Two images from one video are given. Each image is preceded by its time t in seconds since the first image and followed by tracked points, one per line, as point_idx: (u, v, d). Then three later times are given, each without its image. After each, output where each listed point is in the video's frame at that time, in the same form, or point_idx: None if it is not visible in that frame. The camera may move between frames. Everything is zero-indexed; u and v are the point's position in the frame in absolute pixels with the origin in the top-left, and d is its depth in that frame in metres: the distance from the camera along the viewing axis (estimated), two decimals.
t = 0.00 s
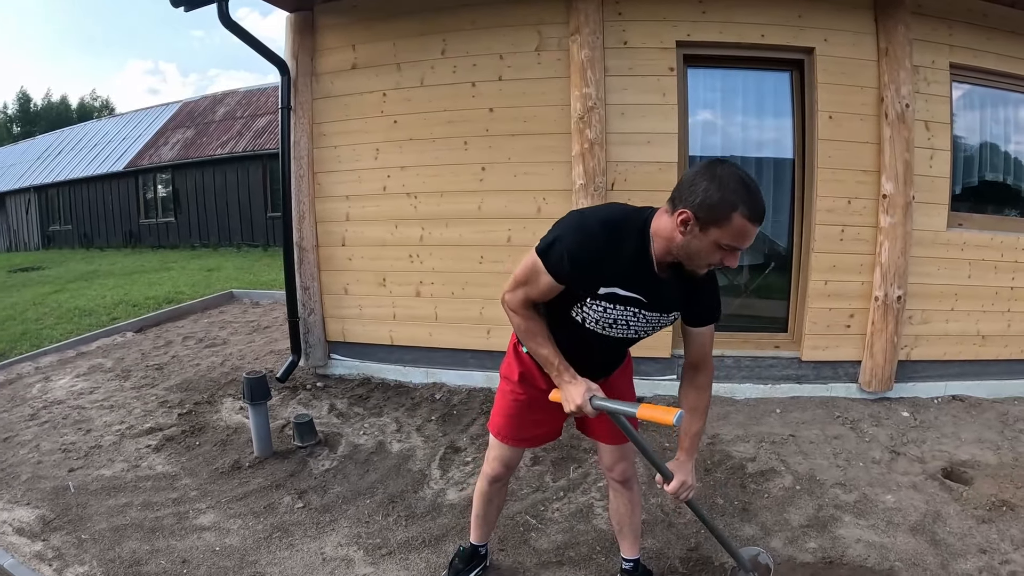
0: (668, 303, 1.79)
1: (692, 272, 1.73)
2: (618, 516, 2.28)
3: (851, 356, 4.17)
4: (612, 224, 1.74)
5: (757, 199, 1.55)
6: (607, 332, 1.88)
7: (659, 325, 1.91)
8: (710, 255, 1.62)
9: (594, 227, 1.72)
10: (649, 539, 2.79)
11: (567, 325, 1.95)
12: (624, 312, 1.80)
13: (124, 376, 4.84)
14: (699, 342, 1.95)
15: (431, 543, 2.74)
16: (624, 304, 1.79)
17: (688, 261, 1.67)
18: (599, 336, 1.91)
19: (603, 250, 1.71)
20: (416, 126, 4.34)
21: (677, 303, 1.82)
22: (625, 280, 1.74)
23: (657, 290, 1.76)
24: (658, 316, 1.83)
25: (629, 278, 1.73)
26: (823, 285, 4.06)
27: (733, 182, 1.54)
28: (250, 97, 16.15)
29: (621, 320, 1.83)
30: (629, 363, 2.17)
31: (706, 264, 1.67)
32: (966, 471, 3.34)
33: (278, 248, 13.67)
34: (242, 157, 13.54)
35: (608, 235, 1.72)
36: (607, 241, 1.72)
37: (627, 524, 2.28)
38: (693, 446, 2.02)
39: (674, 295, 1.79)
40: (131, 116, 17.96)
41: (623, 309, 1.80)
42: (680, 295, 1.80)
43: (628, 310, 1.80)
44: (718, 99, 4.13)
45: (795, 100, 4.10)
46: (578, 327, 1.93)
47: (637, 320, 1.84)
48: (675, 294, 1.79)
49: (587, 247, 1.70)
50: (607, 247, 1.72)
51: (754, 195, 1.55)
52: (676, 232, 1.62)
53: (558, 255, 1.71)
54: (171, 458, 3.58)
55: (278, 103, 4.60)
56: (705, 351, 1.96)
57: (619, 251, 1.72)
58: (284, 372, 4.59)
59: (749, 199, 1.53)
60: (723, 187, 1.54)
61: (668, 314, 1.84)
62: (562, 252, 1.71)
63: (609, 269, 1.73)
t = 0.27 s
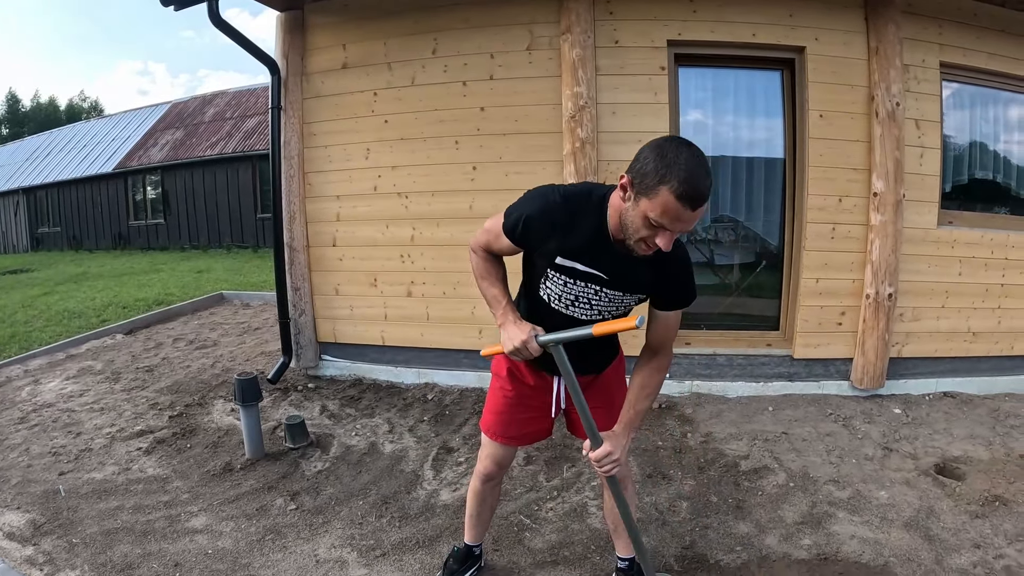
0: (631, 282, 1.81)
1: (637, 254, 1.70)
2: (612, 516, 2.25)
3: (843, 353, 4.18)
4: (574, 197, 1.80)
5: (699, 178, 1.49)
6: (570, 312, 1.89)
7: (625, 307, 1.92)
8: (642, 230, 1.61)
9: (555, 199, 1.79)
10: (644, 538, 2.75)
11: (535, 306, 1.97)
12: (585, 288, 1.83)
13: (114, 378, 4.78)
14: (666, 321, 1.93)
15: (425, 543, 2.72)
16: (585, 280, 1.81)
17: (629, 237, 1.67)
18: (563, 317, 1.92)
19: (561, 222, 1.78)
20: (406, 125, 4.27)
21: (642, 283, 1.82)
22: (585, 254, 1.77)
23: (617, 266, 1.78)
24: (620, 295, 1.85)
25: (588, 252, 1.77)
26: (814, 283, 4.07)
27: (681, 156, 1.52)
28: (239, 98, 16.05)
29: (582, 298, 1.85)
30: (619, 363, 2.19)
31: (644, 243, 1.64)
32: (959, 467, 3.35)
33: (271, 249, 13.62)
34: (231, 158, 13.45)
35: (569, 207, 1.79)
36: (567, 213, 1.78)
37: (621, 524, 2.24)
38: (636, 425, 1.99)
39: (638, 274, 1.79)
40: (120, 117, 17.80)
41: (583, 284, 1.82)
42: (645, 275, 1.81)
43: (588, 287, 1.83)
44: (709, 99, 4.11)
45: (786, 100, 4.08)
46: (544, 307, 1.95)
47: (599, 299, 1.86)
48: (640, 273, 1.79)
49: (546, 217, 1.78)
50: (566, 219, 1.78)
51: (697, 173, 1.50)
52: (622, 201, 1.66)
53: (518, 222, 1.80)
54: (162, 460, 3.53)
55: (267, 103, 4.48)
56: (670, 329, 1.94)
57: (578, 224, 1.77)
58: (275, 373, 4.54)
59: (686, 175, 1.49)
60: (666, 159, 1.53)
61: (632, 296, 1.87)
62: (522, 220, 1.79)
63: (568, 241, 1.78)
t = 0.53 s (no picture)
0: (588, 289, 1.78)
1: (592, 263, 1.69)
2: (601, 515, 2.25)
3: (833, 351, 4.21)
4: (540, 198, 1.84)
5: (639, 191, 1.45)
6: (531, 309, 1.92)
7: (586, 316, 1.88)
8: (589, 240, 1.60)
9: (521, 197, 1.84)
10: (635, 536, 2.76)
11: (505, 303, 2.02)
12: (544, 288, 1.84)
13: (104, 382, 4.75)
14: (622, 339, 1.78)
15: (417, 544, 2.72)
16: (545, 280, 1.83)
17: (580, 245, 1.66)
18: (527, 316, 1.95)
19: (525, 219, 1.82)
20: (395, 126, 4.27)
21: (600, 293, 1.78)
22: (545, 254, 1.80)
23: (574, 270, 1.77)
24: (578, 301, 1.83)
25: (548, 252, 1.79)
26: (803, 281, 4.09)
27: (624, 167, 1.49)
28: (229, 99, 15.98)
29: (541, 298, 1.87)
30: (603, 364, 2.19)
31: (595, 252, 1.63)
32: (949, 463, 3.38)
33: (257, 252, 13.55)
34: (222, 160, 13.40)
35: (535, 206, 1.83)
36: (534, 210, 1.82)
37: (611, 523, 2.24)
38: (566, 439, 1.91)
39: (595, 282, 1.76)
40: (109, 119, 17.69)
41: (542, 284, 1.84)
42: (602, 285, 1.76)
43: (547, 287, 1.84)
44: (697, 99, 4.13)
45: (773, 99, 4.11)
46: (513, 301, 1.99)
47: (558, 302, 1.85)
48: (597, 282, 1.75)
49: (511, 214, 1.83)
50: (530, 217, 1.82)
51: (637, 187, 1.46)
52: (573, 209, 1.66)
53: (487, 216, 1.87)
54: (153, 464, 3.51)
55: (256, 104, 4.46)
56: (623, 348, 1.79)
57: (542, 223, 1.81)
58: (266, 375, 4.52)
59: (625, 188, 1.45)
60: (609, 170, 1.51)
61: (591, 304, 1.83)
62: (490, 215, 1.86)
63: (529, 239, 1.82)
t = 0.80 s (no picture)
0: (572, 303, 1.78)
1: (566, 281, 1.69)
2: (597, 510, 2.26)
3: (825, 347, 4.24)
4: (510, 222, 1.77)
5: (599, 215, 1.43)
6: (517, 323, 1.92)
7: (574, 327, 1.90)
8: (558, 262, 1.59)
9: (491, 223, 1.75)
10: (632, 533, 2.78)
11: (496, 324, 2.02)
12: (533, 304, 1.84)
13: (98, 385, 4.73)
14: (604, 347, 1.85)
15: (415, 543, 2.73)
16: (532, 298, 1.82)
17: (552, 266, 1.66)
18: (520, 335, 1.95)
19: (500, 246, 1.75)
20: (388, 126, 4.27)
21: (584, 305, 1.78)
22: (526, 277, 1.77)
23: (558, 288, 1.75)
24: (564, 314, 1.83)
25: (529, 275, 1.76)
26: (796, 279, 4.13)
27: (583, 190, 1.47)
28: (220, 100, 15.91)
29: (531, 314, 1.87)
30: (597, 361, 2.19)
31: (565, 273, 1.62)
32: (942, 457, 3.42)
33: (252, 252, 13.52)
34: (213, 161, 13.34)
35: (507, 231, 1.76)
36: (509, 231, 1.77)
37: (607, 519, 2.26)
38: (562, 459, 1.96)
39: (578, 295, 1.76)
40: (99, 121, 17.58)
41: (531, 301, 1.83)
42: (584, 296, 1.76)
43: (535, 303, 1.84)
44: (689, 98, 4.15)
45: (765, 98, 4.14)
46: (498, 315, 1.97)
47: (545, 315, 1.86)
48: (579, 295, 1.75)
49: (485, 245, 1.74)
50: (504, 244, 1.75)
51: (597, 210, 1.44)
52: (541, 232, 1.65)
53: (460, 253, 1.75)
54: (149, 466, 3.51)
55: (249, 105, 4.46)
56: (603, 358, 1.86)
57: (518, 249, 1.75)
58: (261, 376, 4.51)
59: (585, 212, 1.44)
60: (569, 194, 1.49)
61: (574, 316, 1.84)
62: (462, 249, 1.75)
63: (508, 265, 1.77)
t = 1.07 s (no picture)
0: (554, 298, 1.81)
1: (534, 279, 1.71)
2: (593, 507, 2.28)
3: (818, 345, 4.28)
4: (482, 229, 1.76)
5: (550, 212, 1.45)
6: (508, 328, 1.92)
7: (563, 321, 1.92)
8: (520, 261, 1.61)
9: (464, 235, 1.76)
10: (627, 530, 2.80)
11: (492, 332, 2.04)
12: (520, 309, 1.85)
13: (93, 388, 4.71)
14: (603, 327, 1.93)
15: (413, 542, 2.74)
16: (516, 303, 1.84)
17: (518, 266, 1.69)
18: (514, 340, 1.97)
19: (476, 258, 1.76)
20: (382, 127, 4.28)
21: (568, 294, 1.81)
22: (506, 283, 1.79)
23: (537, 288, 1.78)
24: (553, 311, 1.85)
25: (508, 281, 1.78)
26: (788, 277, 4.16)
27: (535, 189, 1.49)
28: (212, 101, 15.86)
29: (520, 320, 1.89)
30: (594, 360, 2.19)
31: (529, 271, 1.65)
32: (934, 452, 3.46)
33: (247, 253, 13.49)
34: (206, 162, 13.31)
35: (480, 241, 1.76)
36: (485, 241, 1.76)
37: (603, 516, 2.28)
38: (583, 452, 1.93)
39: (557, 288, 1.78)
40: (90, 123, 17.50)
41: (518, 307, 1.85)
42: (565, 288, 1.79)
43: (521, 308, 1.85)
44: (680, 98, 4.18)
45: (756, 98, 4.17)
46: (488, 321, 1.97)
47: (534, 315, 1.87)
48: (559, 287, 1.78)
49: (461, 258, 1.76)
50: (480, 254, 1.76)
51: (548, 207, 1.46)
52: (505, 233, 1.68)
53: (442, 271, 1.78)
54: (146, 468, 3.51)
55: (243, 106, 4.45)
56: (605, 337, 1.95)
57: (494, 258, 1.75)
58: (256, 377, 4.51)
59: (535, 210, 1.46)
60: (523, 193, 1.51)
61: (563, 309, 1.86)
62: (442, 266, 1.78)
63: (486, 275, 1.79)
